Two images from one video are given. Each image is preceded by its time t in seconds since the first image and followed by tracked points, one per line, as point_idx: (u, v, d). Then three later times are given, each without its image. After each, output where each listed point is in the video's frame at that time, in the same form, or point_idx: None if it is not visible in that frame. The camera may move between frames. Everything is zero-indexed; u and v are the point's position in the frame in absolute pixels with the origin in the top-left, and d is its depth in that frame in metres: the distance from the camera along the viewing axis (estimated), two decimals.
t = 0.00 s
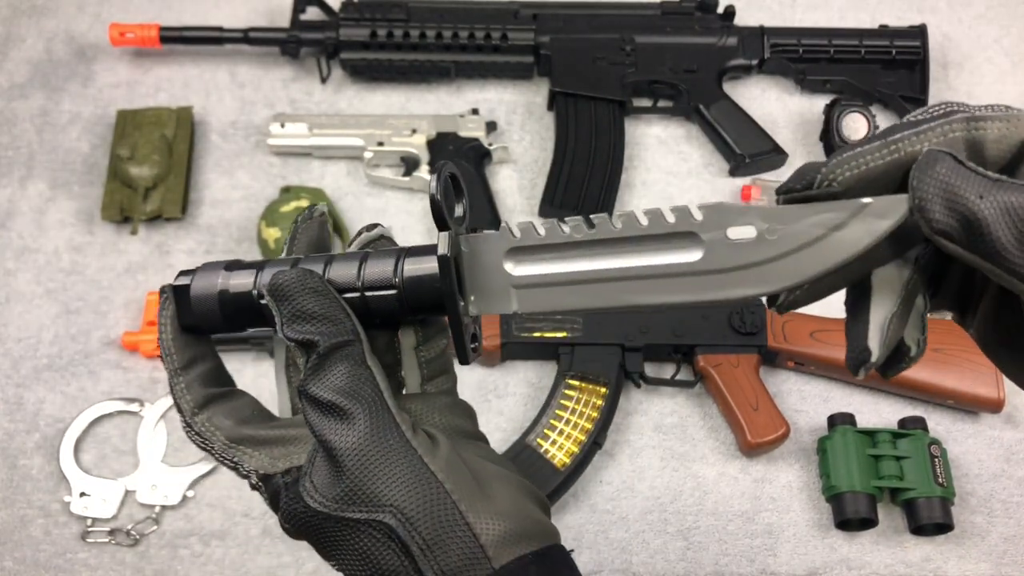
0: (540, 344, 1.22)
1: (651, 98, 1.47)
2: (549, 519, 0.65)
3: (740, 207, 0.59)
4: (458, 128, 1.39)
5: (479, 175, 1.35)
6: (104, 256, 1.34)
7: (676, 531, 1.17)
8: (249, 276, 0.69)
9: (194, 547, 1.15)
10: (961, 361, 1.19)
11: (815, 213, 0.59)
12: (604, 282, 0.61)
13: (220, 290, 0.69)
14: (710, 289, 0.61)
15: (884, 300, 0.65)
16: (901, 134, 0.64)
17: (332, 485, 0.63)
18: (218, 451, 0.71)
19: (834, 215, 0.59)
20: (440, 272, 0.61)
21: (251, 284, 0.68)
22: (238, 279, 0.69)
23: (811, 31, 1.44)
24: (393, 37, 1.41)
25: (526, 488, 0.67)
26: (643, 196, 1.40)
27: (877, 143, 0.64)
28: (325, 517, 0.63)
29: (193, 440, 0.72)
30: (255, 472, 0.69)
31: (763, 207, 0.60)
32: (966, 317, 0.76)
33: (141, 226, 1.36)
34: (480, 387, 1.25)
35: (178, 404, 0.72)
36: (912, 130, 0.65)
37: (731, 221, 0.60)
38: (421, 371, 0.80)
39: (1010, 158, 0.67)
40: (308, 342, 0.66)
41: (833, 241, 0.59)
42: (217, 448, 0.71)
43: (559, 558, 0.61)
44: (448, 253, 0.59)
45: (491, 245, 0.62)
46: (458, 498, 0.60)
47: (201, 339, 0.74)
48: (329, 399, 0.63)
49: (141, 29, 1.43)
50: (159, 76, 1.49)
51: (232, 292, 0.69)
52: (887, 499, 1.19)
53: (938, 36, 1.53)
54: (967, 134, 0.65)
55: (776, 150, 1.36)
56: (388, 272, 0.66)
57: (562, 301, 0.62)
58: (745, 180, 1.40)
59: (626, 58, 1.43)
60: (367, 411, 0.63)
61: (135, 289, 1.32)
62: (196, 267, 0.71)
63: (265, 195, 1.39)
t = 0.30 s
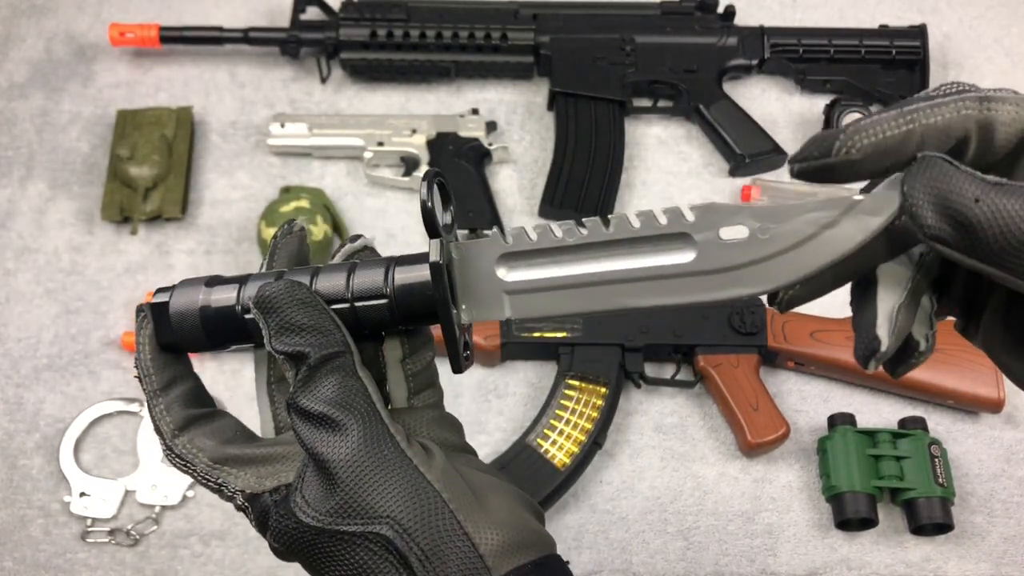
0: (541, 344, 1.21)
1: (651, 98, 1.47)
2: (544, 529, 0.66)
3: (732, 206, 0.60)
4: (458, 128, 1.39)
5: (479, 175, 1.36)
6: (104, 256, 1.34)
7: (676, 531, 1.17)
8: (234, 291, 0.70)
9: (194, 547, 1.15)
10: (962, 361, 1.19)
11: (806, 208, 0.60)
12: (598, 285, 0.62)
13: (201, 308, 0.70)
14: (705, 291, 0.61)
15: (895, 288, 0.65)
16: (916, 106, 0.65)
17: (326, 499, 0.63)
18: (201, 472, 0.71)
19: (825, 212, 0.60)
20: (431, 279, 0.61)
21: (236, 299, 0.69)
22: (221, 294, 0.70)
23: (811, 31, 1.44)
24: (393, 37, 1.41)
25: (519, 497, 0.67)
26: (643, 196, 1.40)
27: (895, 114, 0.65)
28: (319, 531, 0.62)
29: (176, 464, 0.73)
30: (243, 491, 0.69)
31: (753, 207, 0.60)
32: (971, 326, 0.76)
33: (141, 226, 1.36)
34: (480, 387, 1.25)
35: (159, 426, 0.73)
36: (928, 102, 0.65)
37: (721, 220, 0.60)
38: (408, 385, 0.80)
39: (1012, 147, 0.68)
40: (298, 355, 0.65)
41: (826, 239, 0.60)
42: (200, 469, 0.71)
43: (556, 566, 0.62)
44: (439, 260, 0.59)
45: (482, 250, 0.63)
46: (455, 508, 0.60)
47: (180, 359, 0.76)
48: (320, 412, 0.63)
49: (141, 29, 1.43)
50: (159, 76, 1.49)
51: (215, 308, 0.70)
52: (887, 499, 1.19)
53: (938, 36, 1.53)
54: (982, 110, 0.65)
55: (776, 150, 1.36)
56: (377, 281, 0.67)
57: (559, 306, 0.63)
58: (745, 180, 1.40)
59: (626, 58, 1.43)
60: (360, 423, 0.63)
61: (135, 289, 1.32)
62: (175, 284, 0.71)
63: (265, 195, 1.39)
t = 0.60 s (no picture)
0: (541, 344, 1.21)
1: (651, 98, 1.47)
2: (554, 541, 0.66)
3: (729, 209, 0.61)
4: (458, 128, 1.39)
5: (479, 175, 1.36)
6: (104, 256, 1.34)
7: (676, 531, 1.17)
8: (241, 307, 0.71)
9: (194, 547, 1.15)
10: (962, 361, 1.19)
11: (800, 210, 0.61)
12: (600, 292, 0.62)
13: (212, 324, 0.71)
14: (708, 295, 0.62)
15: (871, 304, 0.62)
16: (901, 130, 0.62)
17: (334, 511, 0.63)
18: (214, 487, 0.72)
19: (819, 213, 0.61)
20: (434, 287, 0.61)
21: (242, 314, 0.70)
22: (230, 311, 0.71)
23: (811, 31, 1.44)
24: (393, 37, 1.41)
25: (527, 508, 0.68)
26: (643, 196, 1.40)
27: (878, 138, 0.62)
28: (328, 543, 0.62)
29: (190, 479, 0.74)
30: (254, 505, 0.70)
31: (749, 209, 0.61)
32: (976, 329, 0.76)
33: (141, 226, 1.36)
34: (479, 387, 1.25)
35: (173, 443, 0.74)
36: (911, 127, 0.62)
37: (718, 223, 0.61)
38: (416, 397, 0.80)
39: (996, 175, 0.64)
40: (305, 369, 0.66)
41: (822, 239, 0.61)
42: (213, 484, 0.72)
43: None
44: (442, 272, 0.60)
45: (482, 260, 0.63)
46: (463, 518, 0.61)
47: (193, 376, 0.76)
48: (328, 425, 0.64)
49: (141, 29, 1.43)
50: (159, 76, 1.49)
51: (224, 325, 0.71)
52: (887, 499, 1.18)
53: (938, 36, 1.53)
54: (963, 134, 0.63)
55: (776, 150, 1.36)
56: (381, 293, 0.67)
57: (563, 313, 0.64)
58: (745, 180, 1.40)
59: (626, 58, 1.43)
60: (368, 435, 0.64)
61: (135, 289, 1.32)
62: (185, 304, 0.72)
63: (265, 195, 1.39)
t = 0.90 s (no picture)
0: (542, 344, 1.21)
1: (651, 98, 1.47)
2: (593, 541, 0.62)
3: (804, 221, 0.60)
4: (457, 128, 1.39)
5: (479, 176, 1.36)
6: (104, 256, 1.34)
7: (676, 531, 1.17)
8: (297, 286, 0.67)
9: (194, 547, 1.15)
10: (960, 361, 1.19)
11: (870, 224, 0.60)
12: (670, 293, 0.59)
13: (269, 300, 0.66)
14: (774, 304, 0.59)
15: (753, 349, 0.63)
16: (740, 175, 0.68)
17: (379, 492, 0.60)
18: (254, 461, 0.69)
19: (891, 228, 0.59)
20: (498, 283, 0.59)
21: (296, 293, 0.66)
22: (285, 290, 0.67)
23: (811, 31, 1.44)
24: (393, 37, 1.41)
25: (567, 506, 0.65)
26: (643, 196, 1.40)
27: (714, 182, 0.67)
28: (370, 524, 0.59)
29: (228, 450, 0.71)
30: (293, 482, 0.67)
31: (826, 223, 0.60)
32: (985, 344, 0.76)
33: (141, 226, 1.36)
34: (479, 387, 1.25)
35: (214, 412, 0.71)
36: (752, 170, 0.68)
37: (794, 234, 0.59)
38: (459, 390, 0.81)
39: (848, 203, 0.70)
40: (360, 348, 0.63)
41: (894, 254, 0.59)
42: (252, 457, 0.69)
43: None
44: (507, 262, 0.56)
45: (548, 255, 0.60)
46: (509, 509, 0.57)
47: (241, 349, 0.72)
48: (379, 404, 0.60)
49: (141, 29, 1.43)
50: (159, 76, 1.49)
51: (281, 301, 0.66)
52: (887, 499, 1.19)
53: (938, 36, 1.53)
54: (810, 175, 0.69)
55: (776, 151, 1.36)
56: (447, 282, 0.65)
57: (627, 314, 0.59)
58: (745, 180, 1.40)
59: (626, 58, 1.43)
60: (421, 418, 0.60)
61: (135, 289, 1.32)
62: (239, 278, 0.68)
63: (265, 195, 1.39)
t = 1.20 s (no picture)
0: (540, 343, 1.23)
1: (651, 98, 1.47)
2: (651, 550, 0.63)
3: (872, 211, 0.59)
4: (457, 128, 1.39)
5: (479, 175, 1.35)
6: (104, 256, 1.34)
7: (676, 531, 1.17)
8: (331, 283, 0.69)
9: (194, 547, 1.15)
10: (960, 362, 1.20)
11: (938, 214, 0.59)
12: (728, 288, 0.59)
13: (297, 299, 0.68)
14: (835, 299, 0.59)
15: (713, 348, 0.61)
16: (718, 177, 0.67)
17: (430, 506, 0.59)
18: (286, 472, 0.69)
19: (969, 218, 0.58)
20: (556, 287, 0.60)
21: (333, 293, 0.68)
22: (319, 288, 0.69)
23: (811, 31, 1.44)
24: (393, 37, 1.41)
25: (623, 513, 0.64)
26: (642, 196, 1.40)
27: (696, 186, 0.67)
28: (422, 540, 0.59)
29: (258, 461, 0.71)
30: (332, 494, 0.67)
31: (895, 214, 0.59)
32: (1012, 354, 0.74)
33: (141, 226, 1.36)
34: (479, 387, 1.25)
35: (241, 423, 0.71)
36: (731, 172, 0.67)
37: (863, 226, 0.59)
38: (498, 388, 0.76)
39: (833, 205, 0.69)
40: (403, 353, 0.63)
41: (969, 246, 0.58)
42: (285, 469, 0.69)
43: None
44: (558, 258, 0.57)
45: (599, 249, 0.60)
46: (568, 521, 0.57)
47: (264, 353, 0.74)
48: (426, 414, 0.60)
49: (141, 29, 1.43)
50: (159, 76, 1.49)
51: (311, 300, 0.68)
52: (887, 499, 1.18)
53: (938, 36, 1.53)
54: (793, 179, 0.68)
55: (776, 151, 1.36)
56: (494, 277, 0.66)
57: (674, 308, 0.59)
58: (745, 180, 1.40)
59: (626, 58, 1.43)
60: (470, 427, 0.60)
61: (135, 289, 1.32)
62: (267, 276, 0.70)
63: (265, 195, 1.38)
